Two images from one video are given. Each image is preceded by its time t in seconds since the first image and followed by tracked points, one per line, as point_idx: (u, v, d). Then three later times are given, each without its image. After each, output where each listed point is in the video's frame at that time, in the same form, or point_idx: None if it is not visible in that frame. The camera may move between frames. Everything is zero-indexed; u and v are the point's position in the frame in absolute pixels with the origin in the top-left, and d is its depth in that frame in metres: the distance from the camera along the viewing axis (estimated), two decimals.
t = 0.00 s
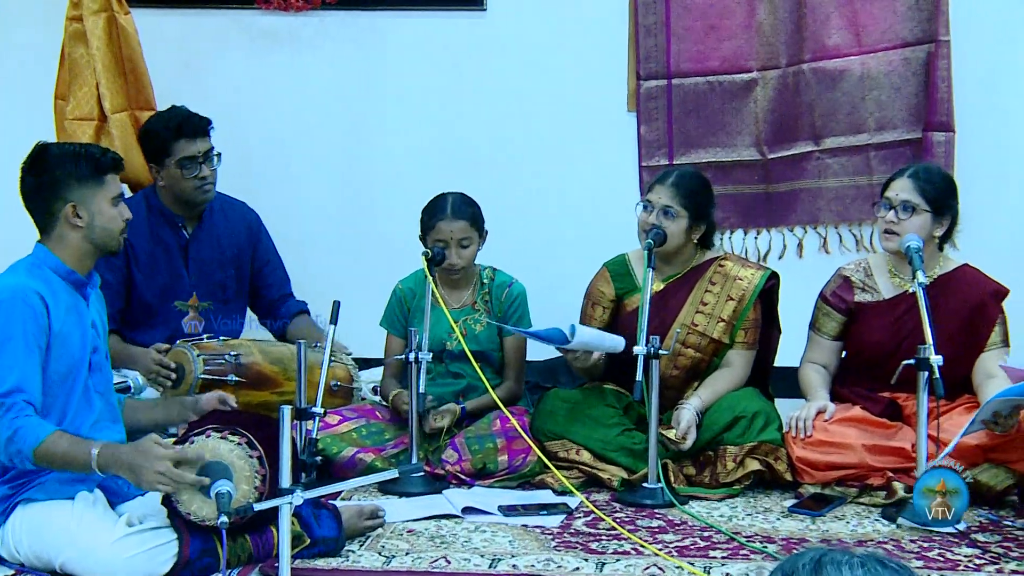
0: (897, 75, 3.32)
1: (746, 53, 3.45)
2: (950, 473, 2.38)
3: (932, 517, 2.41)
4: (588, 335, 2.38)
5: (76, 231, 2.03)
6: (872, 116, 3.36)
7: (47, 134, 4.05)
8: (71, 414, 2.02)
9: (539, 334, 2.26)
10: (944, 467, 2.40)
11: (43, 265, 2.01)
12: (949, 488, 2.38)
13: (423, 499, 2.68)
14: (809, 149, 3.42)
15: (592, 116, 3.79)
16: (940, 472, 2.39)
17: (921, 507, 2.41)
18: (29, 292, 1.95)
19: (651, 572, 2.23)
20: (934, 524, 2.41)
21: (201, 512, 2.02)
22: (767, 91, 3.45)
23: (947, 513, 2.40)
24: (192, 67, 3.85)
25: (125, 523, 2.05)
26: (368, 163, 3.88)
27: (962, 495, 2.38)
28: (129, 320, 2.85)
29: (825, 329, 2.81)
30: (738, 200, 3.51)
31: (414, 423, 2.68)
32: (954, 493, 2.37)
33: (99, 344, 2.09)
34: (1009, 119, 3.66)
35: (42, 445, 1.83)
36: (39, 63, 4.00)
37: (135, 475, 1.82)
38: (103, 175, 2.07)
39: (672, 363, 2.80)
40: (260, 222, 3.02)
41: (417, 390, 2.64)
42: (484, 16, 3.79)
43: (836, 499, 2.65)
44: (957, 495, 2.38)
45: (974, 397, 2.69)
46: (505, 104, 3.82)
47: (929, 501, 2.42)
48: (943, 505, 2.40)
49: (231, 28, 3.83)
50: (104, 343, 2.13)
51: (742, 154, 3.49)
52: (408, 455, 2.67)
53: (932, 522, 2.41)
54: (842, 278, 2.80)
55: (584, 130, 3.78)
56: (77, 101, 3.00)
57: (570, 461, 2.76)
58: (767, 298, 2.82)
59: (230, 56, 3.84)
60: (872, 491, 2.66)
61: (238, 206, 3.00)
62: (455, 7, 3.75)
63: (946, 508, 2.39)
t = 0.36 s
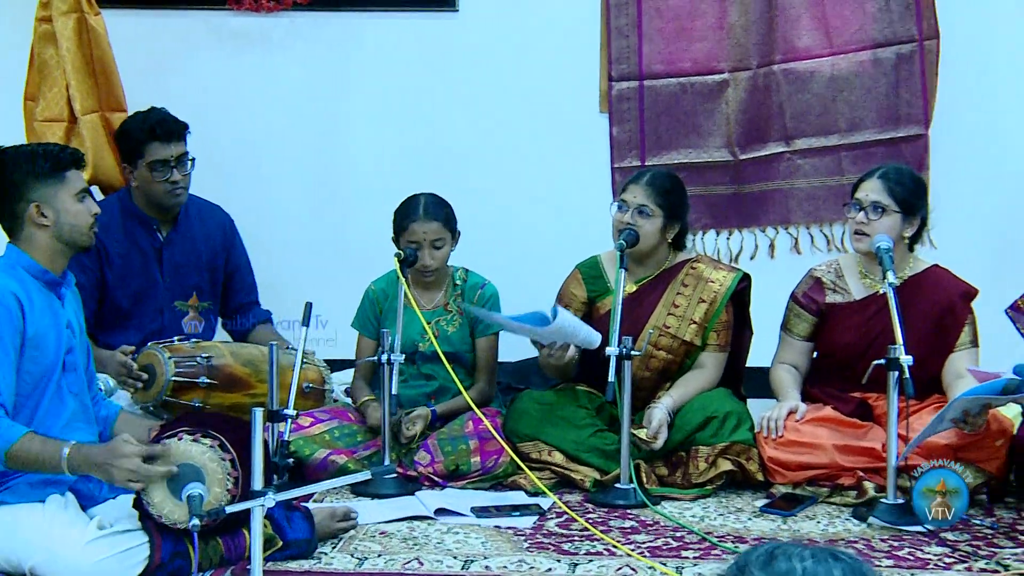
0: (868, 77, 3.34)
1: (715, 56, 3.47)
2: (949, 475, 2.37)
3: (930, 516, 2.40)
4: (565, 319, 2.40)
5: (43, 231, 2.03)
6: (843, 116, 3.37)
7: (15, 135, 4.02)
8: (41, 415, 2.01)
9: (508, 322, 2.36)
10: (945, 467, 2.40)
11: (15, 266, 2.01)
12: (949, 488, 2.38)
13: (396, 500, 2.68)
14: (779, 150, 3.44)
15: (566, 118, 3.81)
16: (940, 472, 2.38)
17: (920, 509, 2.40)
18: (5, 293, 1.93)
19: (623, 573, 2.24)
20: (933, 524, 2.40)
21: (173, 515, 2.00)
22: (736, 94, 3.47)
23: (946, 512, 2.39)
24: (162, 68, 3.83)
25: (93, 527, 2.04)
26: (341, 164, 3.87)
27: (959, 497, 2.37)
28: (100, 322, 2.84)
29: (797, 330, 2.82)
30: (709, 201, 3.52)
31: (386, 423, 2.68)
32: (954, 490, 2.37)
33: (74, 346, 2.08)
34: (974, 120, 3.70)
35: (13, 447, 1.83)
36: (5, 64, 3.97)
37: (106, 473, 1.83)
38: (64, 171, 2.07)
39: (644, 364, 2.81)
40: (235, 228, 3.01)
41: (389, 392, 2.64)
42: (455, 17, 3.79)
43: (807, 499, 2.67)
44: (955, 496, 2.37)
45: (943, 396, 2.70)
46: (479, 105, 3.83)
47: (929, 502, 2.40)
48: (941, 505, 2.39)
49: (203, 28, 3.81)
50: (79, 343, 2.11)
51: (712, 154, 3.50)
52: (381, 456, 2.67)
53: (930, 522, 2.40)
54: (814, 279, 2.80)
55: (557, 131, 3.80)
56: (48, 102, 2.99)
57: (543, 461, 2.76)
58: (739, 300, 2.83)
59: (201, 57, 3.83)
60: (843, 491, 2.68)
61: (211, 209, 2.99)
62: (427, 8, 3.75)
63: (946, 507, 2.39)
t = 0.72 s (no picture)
0: (827, 78, 3.39)
1: (676, 56, 3.48)
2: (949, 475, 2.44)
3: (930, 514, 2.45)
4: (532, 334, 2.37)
5: None
6: (802, 117, 3.41)
7: None
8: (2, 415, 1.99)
9: (475, 335, 2.33)
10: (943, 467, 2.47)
11: None
12: (949, 488, 2.45)
13: (358, 501, 2.67)
14: (741, 150, 3.46)
15: (530, 118, 3.80)
16: (939, 473, 2.46)
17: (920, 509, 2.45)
18: None
19: (584, 573, 2.24)
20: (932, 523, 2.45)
21: (131, 519, 1.97)
22: (697, 94, 3.48)
23: (945, 512, 2.45)
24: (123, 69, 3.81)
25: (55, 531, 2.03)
26: (305, 164, 3.86)
27: (959, 499, 2.45)
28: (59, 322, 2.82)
29: (758, 330, 2.82)
30: (671, 201, 3.53)
31: (348, 424, 2.68)
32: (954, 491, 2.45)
33: (34, 347, 2.07)
34: (946, 122, 3.59)
35: None
36: None
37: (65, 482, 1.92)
38: (16, 169, 2.09)
39: (606, 365, 2.80)
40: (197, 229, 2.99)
41: (351, 394, 2.64)
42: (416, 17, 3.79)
43: (768, 498, 2.68)
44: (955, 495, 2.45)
45: (902, 396, 2.72)
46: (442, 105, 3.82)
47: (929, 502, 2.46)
48: (941, 505, 2.45)
49: (165, 29, 3.80)
50: (36, 345, 2.11)
51: (674, 155, 3.51)
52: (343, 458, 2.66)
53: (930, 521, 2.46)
54: (775, 280, 2.81)
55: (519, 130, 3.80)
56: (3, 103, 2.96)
57: (504, 462, 2.76)
58: (702, 302, 2.83)
59: (161, 59, 3.81)
60: (804, 490, 2.70)
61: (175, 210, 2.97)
62: (389, 8, 3.75)
63: (945, 507, 2.45)
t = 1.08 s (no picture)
0: (773, 79, 3.41)
1: (624, 57, 3.49)
2: (945, 479, 2.53)
3: (932, 514, 2.53)
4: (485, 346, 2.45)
5: None
6: (748, 118, 3.43)
7: None
8: None
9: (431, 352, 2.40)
10: (943, 468, 2.54)
11: None
12: (949, 488, 2.52)
13: (306, 503, 2.66)
14: (687, 150, 3.48)
15: (481, 121, 3.80)
16: (940, 473, 2.55)
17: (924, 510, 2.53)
18: None
19: (532, 573, 2.24)
20: (934, 523, 2.53)
21: (76, 523, 1.97)
22: (643, 95, 3.50)
23: (947, 512, 2.52)
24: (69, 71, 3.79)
25: None
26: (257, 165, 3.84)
27: (962, 498, 2.51)
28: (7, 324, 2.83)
29: (705, 330, 2.83)
30: (619, 202, 3.54)
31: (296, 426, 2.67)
32: (954, 491, 2.52)
33: None
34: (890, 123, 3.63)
35: None
36: None
37: None
38: None
39: (555, 365, 2.79)
40: (143, 235, 2.96)
41: (299, 396, 2.63)
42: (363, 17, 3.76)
43: (715, 497, 2.69)
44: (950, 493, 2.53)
45: (848, 394, 2.75)
46: (391, 109, 3.81)
47: (929, 502, 2.54)
48: (945, 506, 2.52)
49: (113, 32, 3.78)
50: None
51: (622, 156, 3.52)
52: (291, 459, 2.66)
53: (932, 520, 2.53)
54: (723, 278, 2.81)
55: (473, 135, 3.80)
56: None
57: (453, 463, 2.76)
58: (649, 302, 2.83)
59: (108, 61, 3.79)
60: (751, 488, 2.71)
61: (122, 216, 2.94)
62: (335, 10, 3.73)
63: (946, 507, 2.52)
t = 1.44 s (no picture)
0: (704, 80, 3.46)
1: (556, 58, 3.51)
2: (941, 482, 2.53)
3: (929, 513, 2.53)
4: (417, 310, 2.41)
5: None
6: (680, 118, 3.48)
7: None
8: None
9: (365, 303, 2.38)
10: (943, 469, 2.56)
11: None
12: (949, 488, 2.53)
13: (241, 507, 2.63)
14: (620, 150, 3.51)
15: (419, 127, 3.73)
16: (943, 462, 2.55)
17: (919, 510, 2.54)
18: None
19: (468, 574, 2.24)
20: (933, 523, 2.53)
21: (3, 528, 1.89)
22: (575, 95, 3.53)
23: (946, 511, 2.53)
24: None
25: None
26: (192, 171, 3.76)
27: (960, 496, 2.52)
28: None
29: (639, 329, 2.84)
30: (553, 203, 3.55)
31: (229, 429, 2.66)
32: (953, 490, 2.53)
33: None
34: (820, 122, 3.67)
35: None
36: None
37: None
38: None
39: (489, 366, 2.79)
40: (69, 235, 2.95)
41: (232, 398, 2.61)
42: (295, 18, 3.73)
43: (650, 496, 2.70)
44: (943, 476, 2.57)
45: (779, 392, 2.77)
46: (346, 110, 3.73)
47: (928, 502, 2.54)
48: (943, 505, 2.53)
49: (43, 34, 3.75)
50: None
51: (555, 156, 3.53)
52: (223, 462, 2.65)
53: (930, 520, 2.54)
54: (656, 277, 2.83)
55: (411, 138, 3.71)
56: None
57: (387, 464, 2.75)
58: (582, 301, 2.84)
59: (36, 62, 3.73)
60: (684, 487, 2.72)
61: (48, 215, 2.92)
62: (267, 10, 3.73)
63: (946, 507, 2.52)
